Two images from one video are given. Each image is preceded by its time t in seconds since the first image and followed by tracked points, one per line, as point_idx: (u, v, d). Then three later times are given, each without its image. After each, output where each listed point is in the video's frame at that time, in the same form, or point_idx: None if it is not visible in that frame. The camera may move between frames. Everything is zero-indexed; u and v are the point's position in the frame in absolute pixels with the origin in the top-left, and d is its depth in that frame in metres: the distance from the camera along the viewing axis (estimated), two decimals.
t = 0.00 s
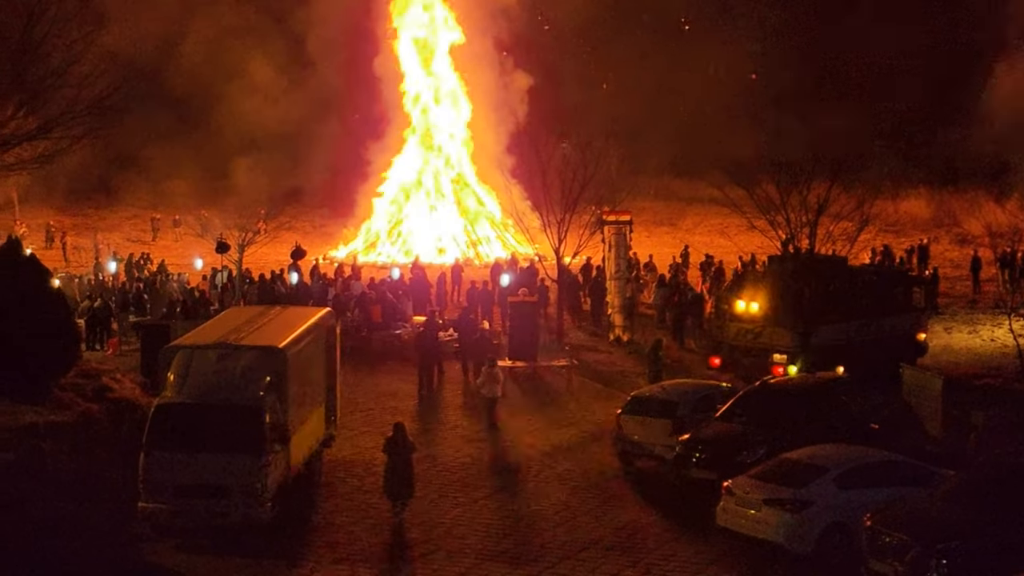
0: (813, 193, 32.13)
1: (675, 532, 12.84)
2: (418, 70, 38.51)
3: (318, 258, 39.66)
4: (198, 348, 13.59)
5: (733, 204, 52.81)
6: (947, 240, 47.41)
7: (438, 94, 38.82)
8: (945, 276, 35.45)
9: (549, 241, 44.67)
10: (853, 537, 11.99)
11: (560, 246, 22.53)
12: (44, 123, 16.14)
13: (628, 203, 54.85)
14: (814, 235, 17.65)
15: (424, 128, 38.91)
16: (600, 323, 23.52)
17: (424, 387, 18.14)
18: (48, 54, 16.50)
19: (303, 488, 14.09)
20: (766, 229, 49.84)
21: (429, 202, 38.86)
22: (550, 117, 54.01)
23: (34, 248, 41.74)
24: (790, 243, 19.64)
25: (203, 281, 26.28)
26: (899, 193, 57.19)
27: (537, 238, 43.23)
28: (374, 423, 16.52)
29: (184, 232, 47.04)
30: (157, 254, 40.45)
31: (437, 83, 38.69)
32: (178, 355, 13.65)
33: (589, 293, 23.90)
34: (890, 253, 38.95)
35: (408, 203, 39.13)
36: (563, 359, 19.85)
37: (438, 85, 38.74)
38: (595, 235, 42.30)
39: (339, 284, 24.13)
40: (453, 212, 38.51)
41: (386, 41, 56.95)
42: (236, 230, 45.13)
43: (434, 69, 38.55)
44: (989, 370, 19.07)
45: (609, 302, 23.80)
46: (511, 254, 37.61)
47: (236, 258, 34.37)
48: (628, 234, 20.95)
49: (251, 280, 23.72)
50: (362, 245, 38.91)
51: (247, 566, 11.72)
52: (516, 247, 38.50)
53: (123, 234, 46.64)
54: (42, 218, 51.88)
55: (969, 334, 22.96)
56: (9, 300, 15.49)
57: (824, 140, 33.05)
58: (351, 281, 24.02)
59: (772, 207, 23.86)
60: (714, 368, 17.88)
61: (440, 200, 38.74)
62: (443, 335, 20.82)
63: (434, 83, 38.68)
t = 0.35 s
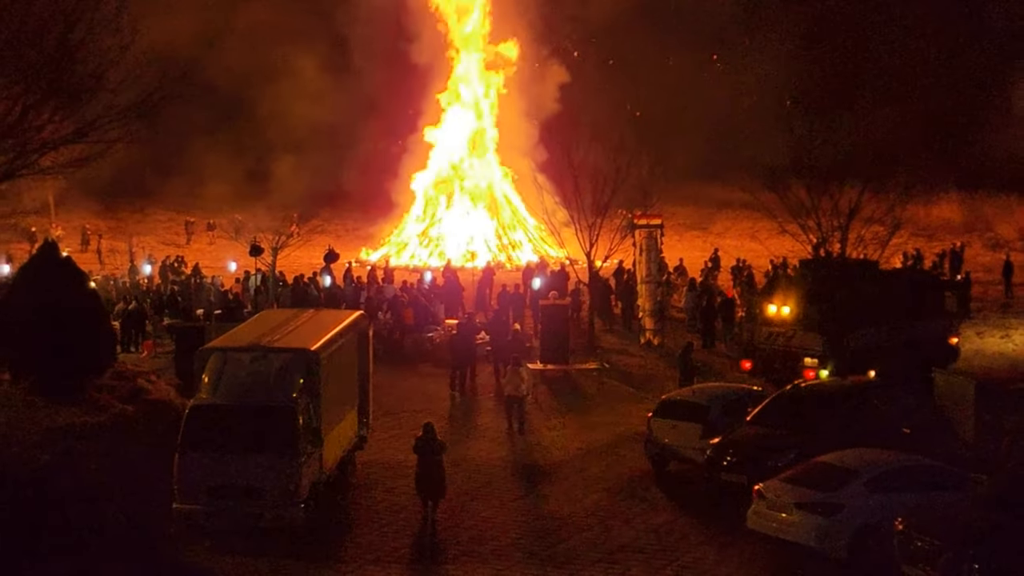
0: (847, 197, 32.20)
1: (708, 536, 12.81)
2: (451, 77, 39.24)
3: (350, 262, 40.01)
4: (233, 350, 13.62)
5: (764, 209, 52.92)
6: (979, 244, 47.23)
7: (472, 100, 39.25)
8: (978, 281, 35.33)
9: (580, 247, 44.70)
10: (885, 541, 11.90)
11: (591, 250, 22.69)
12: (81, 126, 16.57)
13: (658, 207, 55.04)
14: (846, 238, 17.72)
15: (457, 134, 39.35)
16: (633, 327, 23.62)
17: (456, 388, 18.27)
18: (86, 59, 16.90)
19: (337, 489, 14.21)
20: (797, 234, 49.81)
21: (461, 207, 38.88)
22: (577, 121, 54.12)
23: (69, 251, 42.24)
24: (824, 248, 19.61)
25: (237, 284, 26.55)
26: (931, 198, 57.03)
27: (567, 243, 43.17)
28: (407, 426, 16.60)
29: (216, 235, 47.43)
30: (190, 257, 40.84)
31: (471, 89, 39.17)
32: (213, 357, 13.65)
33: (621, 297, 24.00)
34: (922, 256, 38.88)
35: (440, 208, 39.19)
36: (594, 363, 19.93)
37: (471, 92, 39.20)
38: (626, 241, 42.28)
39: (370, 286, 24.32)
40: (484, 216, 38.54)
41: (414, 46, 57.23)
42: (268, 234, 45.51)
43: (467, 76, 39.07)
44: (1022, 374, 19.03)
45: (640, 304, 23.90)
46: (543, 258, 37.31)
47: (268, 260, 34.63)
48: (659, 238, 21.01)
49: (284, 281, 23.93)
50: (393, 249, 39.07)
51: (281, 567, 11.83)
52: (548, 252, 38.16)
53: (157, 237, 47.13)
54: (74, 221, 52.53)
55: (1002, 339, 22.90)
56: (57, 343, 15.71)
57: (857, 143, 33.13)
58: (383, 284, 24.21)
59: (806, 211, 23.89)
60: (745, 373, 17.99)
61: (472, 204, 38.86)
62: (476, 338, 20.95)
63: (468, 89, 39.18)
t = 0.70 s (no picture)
0: (875, 202, 32.17)
1: (733, 543, 12.66)
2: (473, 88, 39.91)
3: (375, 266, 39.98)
4: (259, 355, 13.73)
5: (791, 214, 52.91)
6: (1009, 249, 46.92)
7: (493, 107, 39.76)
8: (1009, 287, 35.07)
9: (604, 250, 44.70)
10: (914, 550, 11.62)
11: (617, 255, 22.74)
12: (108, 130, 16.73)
13: (683, 212, 55.15)
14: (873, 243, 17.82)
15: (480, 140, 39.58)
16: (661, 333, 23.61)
17: (480, 394, 18.30)
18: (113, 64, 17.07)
19: (363, 494, 14.14)
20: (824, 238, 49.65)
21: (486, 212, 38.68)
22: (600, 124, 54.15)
23: (95, 255, 42.57)
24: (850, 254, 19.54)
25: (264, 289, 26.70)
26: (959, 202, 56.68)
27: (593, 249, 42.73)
28: (433, 432, 16.59)
29: (242, 239, 47.73)
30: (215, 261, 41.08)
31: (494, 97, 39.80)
32: (237, 363, 13.79)
33: (647, 303, 23.99)
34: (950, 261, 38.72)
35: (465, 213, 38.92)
36: (620, 368, 19.93)
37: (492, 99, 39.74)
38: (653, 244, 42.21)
39: (395, 291, 24.41)
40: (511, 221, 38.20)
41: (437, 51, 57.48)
42: (294, 238, 45.77)
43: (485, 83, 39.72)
44: None
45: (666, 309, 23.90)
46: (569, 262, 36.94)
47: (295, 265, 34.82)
48: (685, 243, 21.00)
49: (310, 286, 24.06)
50: (418, 254, 38.79)
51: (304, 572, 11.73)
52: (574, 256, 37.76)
53: (183, 241, 47.45)
54: (99, 224, 52.97)
55: None
56: (90, 369, 15.81)
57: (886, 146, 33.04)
58: (408, 288, 24.29)
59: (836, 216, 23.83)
60: (771, 378, 18.09)
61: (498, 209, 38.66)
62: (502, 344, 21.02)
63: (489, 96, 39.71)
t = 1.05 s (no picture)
0: (905, 210, 32.08)
1: (758, 548, 12.52)
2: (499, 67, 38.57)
3: (403, 272, 40.67)
4: (285, 360, 13.48)
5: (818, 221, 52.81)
6: None
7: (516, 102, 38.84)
8: None
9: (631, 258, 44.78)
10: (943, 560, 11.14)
11: (644, 261, 22.79)
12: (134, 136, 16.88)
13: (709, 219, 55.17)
14: (902, 249, 17.98)
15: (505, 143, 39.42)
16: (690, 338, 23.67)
17: (505, 400, 18.35)
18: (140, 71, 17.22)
19: (389, 499, 14.12)
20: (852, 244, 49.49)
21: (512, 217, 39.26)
22: (623, 129, 54.20)
23: (122, 261, 42.97)
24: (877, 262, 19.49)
25: (291, 295, 26.91)
26: (989, 207, 56.30)
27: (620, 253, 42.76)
28: (458, 439, 16.63)
29: (267, 245, 48.05)
30: (242, 267, 41.33)
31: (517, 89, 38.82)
32: (263, 369, 13.51)
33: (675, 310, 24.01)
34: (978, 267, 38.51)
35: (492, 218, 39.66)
36: (646, 375, 19.96)
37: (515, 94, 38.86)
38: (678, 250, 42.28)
39: (420, 296, 24.54)
40: (536, 228, 38.82)
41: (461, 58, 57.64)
42: (320, 244, 46.01)
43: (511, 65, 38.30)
44: None
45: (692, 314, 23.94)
46: (593, 269, 37.38)
47: (321, 272, 35.06)
48: (712, 249, 21.12)
49: (337, 292, 24.23)
50: (447, 260, 39.80)
51: None
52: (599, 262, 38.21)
53: (209, 247, 47.79)
54: (125, 230, 53.50)
55: None
56: (99, 364, 15.84)
57: (915, 154, 32.95)
58: (434, 294, 24.42)
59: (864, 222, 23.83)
60: (798, 385, 17.96)
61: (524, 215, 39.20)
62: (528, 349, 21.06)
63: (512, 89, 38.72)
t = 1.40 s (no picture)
0: (930, 216, 31.96)
1: (781, 553, 12.42)
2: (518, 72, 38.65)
3: (423, 277, 40.47)
4: (307, 366, 13.39)
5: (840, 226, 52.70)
6: None
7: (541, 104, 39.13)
8: None
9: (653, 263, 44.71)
10: (964, 566, 11.05)
11: (667, 266, 22.83)
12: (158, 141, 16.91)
13: (732, 224, 55.16)
14: (926, 256, 18.08)
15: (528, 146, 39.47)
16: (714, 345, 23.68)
17: (528, 405, 18.42)
18: (163, 77, 17.25)
19: (412, 504, 14.14)
20: (875, 250, 49.30)
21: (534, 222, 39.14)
22: (643, 133, 54.22)
23: (145, 265, 43.25)
24: (901, 268, 19.47)
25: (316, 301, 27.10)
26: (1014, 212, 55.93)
27: (640, 259, 42.69)
28: (482, 444, 16.66)
29: (288, 250, 48.26)
30: (264, 271, 41.56)
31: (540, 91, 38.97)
32: (287, 374, 13.45)
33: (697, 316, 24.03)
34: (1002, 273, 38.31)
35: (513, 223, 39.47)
36: (668, 380, 19.99)
37: (539, 95, 39.05)
38: (701, 256, 42.49)
39: (443, 302, 24.64)
40: (557, 231, 38.77)
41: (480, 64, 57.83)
42: (341, 249, 46.22)
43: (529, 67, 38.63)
44: None
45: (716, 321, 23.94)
46: (616, 274, 37.18)
47: (343, 276, 35.21)
48: (734, 255, 21.11)
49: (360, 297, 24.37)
50: (468, 265, 39.50)
51: None
52: (622, 267, 38.00)
53: (232, 252, 48.10)
54: (147, 235, 53.87)
55: None
56: (119, 374, 15.94)
57: (940, 160, 32.83)
58: (457, 299, 24.55)
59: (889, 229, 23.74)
60: (821, 391, 18.14)
61: (546, 219, 39.16)
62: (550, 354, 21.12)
63: (536, 90, 38.90)
